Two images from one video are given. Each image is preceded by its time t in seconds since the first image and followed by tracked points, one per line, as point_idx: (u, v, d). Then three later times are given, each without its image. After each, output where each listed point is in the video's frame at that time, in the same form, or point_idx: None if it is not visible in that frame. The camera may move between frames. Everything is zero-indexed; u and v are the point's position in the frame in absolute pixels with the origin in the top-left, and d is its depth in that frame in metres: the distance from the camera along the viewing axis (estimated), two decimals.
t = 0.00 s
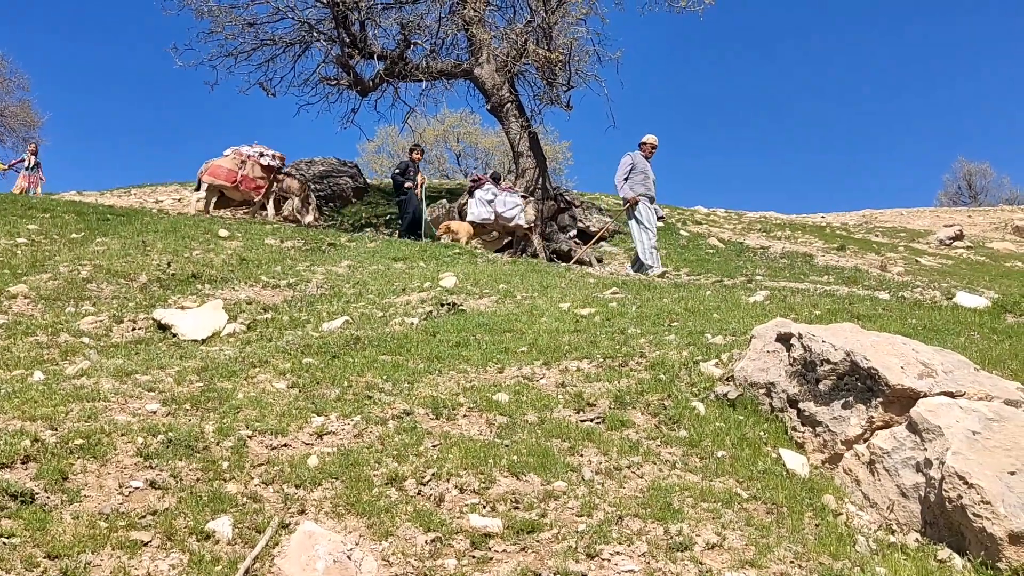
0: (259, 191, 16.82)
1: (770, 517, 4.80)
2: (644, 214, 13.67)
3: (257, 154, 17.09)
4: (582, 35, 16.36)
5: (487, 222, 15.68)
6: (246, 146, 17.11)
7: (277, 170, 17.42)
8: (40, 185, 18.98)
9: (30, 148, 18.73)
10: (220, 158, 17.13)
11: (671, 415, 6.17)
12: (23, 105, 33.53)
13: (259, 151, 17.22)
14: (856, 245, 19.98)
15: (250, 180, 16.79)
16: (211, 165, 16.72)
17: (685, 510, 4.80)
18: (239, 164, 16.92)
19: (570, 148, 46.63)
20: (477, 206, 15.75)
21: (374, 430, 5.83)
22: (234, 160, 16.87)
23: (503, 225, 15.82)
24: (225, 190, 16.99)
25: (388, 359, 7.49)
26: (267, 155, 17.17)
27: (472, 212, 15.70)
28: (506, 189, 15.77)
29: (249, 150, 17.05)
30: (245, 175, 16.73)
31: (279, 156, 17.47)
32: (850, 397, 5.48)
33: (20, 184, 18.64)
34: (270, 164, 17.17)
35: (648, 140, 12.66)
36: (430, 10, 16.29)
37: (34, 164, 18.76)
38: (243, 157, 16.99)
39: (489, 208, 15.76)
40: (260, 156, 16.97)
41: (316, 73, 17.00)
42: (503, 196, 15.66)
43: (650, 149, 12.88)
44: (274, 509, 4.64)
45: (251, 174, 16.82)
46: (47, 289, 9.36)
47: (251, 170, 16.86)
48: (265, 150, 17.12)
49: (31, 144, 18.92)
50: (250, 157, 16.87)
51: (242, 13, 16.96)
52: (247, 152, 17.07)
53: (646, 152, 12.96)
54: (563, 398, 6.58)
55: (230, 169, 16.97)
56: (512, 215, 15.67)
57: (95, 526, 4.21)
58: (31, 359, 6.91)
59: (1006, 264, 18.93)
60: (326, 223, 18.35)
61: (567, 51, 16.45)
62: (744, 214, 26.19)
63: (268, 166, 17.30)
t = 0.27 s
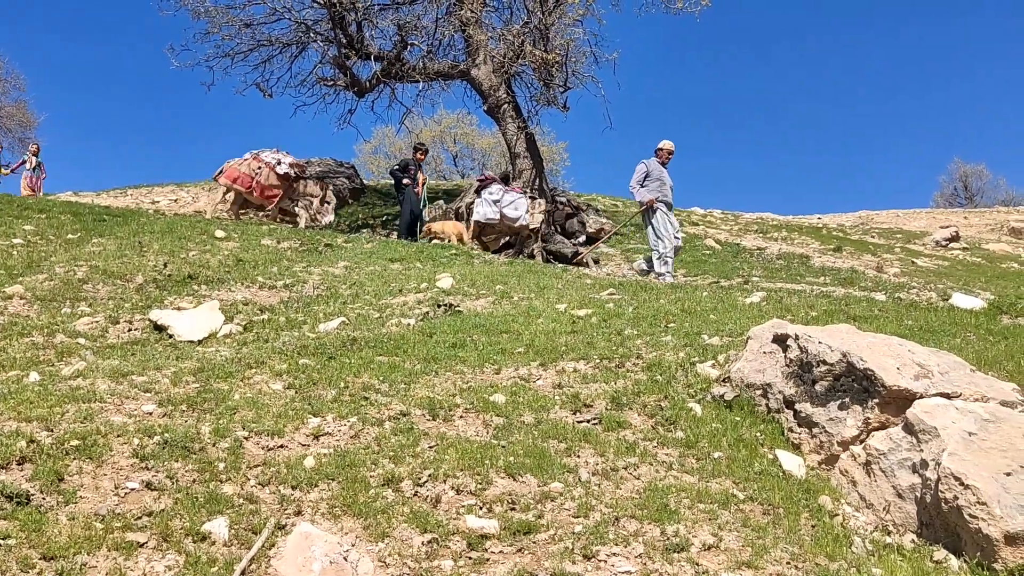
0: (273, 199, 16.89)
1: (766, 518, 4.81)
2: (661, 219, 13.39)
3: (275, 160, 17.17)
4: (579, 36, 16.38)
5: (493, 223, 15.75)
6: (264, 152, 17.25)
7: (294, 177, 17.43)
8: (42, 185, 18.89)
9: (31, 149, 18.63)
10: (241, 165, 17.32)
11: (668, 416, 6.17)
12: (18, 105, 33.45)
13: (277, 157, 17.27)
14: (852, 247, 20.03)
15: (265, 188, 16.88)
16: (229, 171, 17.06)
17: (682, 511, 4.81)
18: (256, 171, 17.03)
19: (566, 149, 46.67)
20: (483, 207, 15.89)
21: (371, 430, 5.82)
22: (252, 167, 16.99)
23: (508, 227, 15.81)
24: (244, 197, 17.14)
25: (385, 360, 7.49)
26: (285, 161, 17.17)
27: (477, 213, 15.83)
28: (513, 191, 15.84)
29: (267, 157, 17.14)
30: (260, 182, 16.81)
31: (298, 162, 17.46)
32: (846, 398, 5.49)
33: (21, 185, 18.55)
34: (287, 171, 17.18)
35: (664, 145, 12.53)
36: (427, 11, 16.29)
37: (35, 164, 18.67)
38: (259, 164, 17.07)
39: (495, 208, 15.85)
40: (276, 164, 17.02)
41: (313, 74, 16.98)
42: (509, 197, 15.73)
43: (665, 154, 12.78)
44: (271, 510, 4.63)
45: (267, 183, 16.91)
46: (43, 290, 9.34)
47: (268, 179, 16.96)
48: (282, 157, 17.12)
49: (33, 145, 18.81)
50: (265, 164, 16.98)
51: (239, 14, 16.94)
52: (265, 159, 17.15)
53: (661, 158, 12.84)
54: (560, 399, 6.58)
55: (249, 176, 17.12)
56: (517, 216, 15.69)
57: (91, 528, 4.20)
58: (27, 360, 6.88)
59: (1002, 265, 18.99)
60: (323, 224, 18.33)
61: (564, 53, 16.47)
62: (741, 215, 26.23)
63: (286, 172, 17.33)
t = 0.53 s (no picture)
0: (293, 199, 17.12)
1: (764, 519, 4.81)
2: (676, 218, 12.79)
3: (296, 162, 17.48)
4: (576, 37, 16.39)
5: (503, 225, 15.65)
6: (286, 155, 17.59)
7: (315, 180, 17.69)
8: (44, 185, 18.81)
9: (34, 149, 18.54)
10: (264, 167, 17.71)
11: (666, 417, 6.18)
12: (15, 105, 33.40)
13: (299, 160, 17.64)
14: (850, 248, 20.07)
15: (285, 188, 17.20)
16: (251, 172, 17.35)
17: (680, 512, 4.81)
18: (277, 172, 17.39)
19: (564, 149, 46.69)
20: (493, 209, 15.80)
21: (368, 431, 5.82)
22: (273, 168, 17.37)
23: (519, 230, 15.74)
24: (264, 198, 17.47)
25: (383, 361, 7.48)
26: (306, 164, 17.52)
27: (487, 214, 15.73)
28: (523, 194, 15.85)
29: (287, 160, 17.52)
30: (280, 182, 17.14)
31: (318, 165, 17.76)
32: (843, 399, 5.51)
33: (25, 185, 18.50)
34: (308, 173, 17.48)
35: (680, 142, 11.97)
36: (424, 11, 16.29)
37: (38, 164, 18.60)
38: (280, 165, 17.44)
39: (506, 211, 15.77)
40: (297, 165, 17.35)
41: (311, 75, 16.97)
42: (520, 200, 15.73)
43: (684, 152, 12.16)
44: (268, 510, 4.63)
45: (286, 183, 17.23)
46: (40, 290, 9.32)
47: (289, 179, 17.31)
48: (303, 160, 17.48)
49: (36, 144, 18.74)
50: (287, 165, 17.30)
51: (236, 14, 16.93)
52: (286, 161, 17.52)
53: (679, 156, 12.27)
54: (558, 399, 6.58)
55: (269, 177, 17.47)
56: (528, 220, 15.66)
57: (88, 529, 4.19)
58: (24, 360, 6.86)
59: (999, 266, 19.02)
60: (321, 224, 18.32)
61: (561, 53, 16.48)
62: (738, 216, 26.26)
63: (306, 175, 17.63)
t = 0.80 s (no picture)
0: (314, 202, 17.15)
1: (762, 519, 4.82)
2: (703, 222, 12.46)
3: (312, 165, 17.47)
4: (575, 37, 16.39)
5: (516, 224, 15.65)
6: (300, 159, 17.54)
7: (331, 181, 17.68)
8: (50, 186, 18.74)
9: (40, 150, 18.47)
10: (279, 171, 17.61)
11: (665, 417, 6.18)
12: (14, 106, 33.36)
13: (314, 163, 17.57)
14: (848, 248, 20.10)
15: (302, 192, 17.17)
16: (267, 179, 17.27)
17: (678, 513, 4.81)
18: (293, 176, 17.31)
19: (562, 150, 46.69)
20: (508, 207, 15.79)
21: (367, 432, 5.81)
22: (289, 172, 17.29)
23: (532, 230, 15.68)
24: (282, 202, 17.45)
25: (381, 362, 7.47)
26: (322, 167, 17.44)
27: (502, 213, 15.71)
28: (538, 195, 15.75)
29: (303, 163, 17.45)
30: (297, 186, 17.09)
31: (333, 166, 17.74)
32: (842, 399, 5.52)
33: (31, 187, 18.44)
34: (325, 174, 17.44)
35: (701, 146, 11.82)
36: (423, 12, 16.29)
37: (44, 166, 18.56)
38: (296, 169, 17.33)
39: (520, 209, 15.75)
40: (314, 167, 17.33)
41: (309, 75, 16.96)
42: (535, 200, 15.65)
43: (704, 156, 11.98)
44: (267, 511, 4.62)
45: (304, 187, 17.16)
46: (38, 291, 9.31)
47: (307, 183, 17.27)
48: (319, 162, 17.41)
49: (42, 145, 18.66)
50: (304, 168, 17.27)
51: (234, 15, 16.92)
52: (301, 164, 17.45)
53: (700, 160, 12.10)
54: (556, 400, 6.58)
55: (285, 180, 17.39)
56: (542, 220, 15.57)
57: (86, 529, 4.19)
58: (22, 361, 6.85)
59: (997, 267, 19.06)
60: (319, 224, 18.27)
61: (560, 54, 16.49)
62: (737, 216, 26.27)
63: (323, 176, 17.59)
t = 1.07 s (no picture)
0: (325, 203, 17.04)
1: (761, 520, 4.82)
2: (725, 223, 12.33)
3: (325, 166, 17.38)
4: (573, 38, 16.39)
5: (529, 226, 15.37)
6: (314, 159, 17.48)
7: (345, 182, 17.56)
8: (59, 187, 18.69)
9: (48, 151, 18.40)
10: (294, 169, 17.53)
11: (663, 417, 6.18)
12: (12, 106, 33.34)
13: (328, 163, 17.42)
14: (846, 248, 20.12)
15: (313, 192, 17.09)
16: (280, 178, 17.27)
17: (677, 513, 4.81)
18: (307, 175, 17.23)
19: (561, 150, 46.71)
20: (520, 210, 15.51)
21: (365, 433, 5.81)
22: (303, 171, 17.20)
23: (546, 232, 15.42)
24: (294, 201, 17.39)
25: (380, 362, 7.47)
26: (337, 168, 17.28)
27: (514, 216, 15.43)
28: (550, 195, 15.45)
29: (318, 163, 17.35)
30: (309, 187, 16.97)
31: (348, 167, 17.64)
32: (841, 400, 5.52)
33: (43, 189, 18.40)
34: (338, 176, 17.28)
35: (722, 144, 11.84)
36: (421, 12, 16.29)
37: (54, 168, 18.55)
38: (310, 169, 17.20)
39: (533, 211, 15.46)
40: (326, 168, 17.22)
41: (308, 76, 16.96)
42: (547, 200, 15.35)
43: (724, 155, 11.94)
44: (265, 512, 4.62)
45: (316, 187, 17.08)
46: (36, 292, 9.30)
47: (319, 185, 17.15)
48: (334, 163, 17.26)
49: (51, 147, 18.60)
50: (316, 169, 17.16)
51: (233, 15, 16.91)
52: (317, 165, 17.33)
53: (720, 159, 12.06)
54: (555, 400, 6.57)
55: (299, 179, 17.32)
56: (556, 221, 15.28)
57: (84, 530, 4.18)
58: (20, 362, 6.83)
59: (995, 267, 19.09)
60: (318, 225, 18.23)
61: (558, 54, 16.48)
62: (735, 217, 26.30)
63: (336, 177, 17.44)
